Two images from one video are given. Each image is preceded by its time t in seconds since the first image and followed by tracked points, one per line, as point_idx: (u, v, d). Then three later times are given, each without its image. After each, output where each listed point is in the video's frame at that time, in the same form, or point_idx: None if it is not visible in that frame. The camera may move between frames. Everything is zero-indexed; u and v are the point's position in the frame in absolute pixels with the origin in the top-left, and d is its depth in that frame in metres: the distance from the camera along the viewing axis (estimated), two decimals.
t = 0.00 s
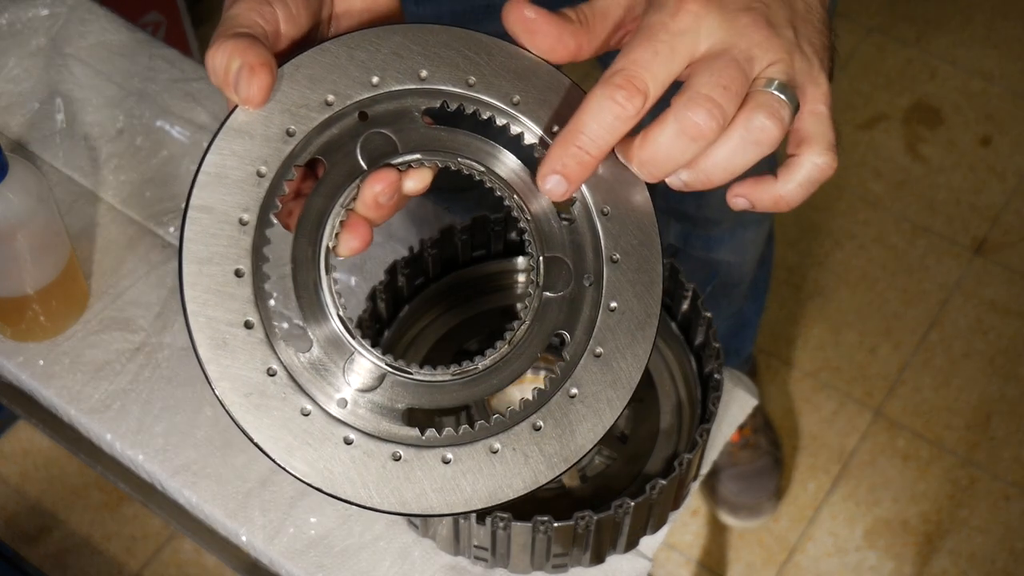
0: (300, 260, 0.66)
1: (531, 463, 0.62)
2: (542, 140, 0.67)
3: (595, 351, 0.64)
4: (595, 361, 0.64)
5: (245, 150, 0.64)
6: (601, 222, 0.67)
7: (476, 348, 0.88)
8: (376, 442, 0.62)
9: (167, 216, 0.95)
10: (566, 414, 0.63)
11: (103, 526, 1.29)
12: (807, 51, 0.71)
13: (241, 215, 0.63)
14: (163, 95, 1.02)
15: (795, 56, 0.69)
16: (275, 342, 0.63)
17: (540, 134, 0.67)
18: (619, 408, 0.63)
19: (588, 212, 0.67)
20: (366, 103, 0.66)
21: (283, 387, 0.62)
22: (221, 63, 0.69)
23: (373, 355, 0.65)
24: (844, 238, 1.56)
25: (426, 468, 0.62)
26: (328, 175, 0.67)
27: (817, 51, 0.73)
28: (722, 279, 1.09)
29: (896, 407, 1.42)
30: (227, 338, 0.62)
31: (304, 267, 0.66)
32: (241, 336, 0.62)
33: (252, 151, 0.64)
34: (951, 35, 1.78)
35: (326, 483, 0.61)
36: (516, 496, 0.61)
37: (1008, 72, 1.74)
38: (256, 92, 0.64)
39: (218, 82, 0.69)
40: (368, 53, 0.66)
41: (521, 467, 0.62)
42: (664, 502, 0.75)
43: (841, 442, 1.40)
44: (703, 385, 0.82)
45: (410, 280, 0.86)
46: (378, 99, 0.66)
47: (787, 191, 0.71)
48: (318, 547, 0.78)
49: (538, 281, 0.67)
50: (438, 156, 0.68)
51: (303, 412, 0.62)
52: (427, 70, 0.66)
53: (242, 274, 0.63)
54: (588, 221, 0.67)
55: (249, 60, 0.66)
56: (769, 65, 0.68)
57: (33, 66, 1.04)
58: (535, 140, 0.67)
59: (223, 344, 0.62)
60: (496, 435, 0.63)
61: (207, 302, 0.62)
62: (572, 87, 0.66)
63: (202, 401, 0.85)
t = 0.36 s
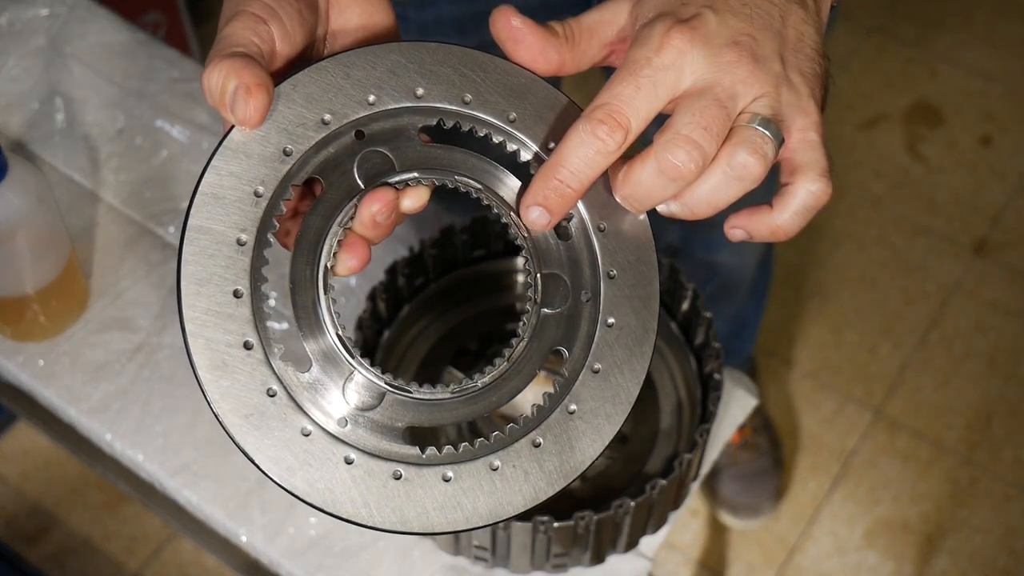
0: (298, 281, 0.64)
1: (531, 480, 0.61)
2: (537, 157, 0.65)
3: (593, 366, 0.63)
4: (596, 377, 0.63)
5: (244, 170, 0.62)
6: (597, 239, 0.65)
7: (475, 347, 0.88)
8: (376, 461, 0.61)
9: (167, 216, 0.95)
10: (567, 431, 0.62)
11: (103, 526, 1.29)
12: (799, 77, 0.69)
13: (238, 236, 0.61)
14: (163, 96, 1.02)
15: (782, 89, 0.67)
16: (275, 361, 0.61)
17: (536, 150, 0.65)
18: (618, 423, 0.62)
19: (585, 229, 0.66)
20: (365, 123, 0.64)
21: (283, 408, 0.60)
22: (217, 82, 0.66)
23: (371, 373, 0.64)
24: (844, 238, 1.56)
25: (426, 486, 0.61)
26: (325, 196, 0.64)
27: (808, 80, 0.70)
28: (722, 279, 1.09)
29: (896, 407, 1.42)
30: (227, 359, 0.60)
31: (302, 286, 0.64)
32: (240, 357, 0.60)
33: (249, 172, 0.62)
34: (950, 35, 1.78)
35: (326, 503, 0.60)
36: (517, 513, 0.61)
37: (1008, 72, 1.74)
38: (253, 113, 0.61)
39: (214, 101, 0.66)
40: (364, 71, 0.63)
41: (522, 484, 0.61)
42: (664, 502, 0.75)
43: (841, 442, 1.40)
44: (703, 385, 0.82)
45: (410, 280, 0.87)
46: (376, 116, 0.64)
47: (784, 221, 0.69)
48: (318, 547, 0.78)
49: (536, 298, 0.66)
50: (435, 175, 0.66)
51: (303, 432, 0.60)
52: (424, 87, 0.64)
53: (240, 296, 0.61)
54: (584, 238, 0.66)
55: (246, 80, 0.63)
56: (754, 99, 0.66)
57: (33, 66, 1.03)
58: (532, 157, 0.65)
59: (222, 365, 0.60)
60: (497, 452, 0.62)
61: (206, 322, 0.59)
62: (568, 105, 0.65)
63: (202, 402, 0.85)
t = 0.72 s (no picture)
0: (307, 287, 0.64)
1: (541, 486, 0.61)
2: (544, 160, 0.65)
3: (603, 370, 0.63)
4: (604, 382, 0.63)
5: (252, 175, 0.61)
6: (606, 243, 0.65)
7: (475, 348, 0.88)
8: (387, 468, 0.61)
9: (167, 215, 0.95)
10: (577, 436, 0.62)
11: (102, 525, 1.29)
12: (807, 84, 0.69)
13: (247, 242, 0.61)
14: (163, 96, 1.02)
15: (789, 100, 0.66)
16: (285, 368, 0.61)
17: (543, 154, 0.65)
18: (628, 429, 0.62)
19: (594, 233, 0.66)
20: (374, 128, 0.64)
21: (293, 415, 0.60)
22: (225, 87, 0.65)
23: (381, 379, 0.64)
24: (845, 238, 1.56)
25: (437, 493, 0.61)
26: (334, 202, 0.64)
27: (816, 90, 0.69)
28: (722, 279, 1.09)
29: (896, 407, 1.42)
30: (236, 366, 0.60)
31: (311, 292, 0.64)
32: (250, 364, 0.60)
33: (257, 177, 0.61)
34: (950, 35, 1.78)
35: (338, 509, 0.59)
36: (527, 519, 0.61)
37: (1008, 72, 1.74)
38: (262, 118, 0.61)
39: (224, 107, 0.66)
40: (373, 76, 0.63)
41: (533, 490, 0.61)
42: (664, 502, 0.75)
43: (841, 442, 1.40)
44: (703, 385, 0.82)
45: (410, 280, 0.87)
46: (385, 122, 0.64)
47: (796, 231, 0.68)
48: (317, 547, 0.78)
49: (545, 303, 0.66)
50: (442, 179, 0.66)
51: (313, 438, 0.60)
52: (432, 92, 0.64)
53: (249, 302, 0.60)
54: (594, 243, 0.66)
55: (254, 84, 0.63)
56: (761, 109, 0.65)
57: (33, 65, 1.03)
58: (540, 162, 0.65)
59: (232, 373, 0.59)
60: (507, 458, 0.62)
61: (215, 329, 0.59)
62: (575, 108, 0.65)
63: (202, 402, 0.85)
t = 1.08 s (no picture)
0: (307, 281, 0.64)
1: (541, 478, 0.61)
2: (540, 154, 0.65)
3: (602, 364, 0.63)
4: (602, 374, 0.63)
5: (250, 172, 0.61)
6: (603, 238, 0.65)
7: (474, 347, 0.89)
8: (388, 461, 0.61)
9: (167, 215, 0.95)
10: (575, 429, 0.62)
11: (103, 525, 1.29)
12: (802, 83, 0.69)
13: (247, 237, 0.60)
14: (163, 96, 1.02)
15: (783, 101, 0.67)
16: (286, 362, 0.61)
17: (539, 149, 0.65)
18: (627, 420, 0.62)
19: (591, 229, 0.66)
20: (372, 124, 0.64)
21: (294, 409, 0.60)
22: (224, 85, 0.66)
23: (381, 373, 0.63)
24: (845, 238, 1.56)
25: (438, 485, 0.61)
26: (333, 197, 0.64)
27: (813, 90, 0.69)
28: (722, 279, 1.09)
29: (896, 407, 1.42)
30: (237, 360, 0.59)
31: (311, 287, 0.64)
32: (251, 358, 0.60)
33: (256, 174, 0.61)
34: (950, 35, 1.78)
35: (340, 503, 0.59)
36: (528, 511, 0.61)
37: (1009, 72, 1.74)
38: (261, 115, 0.61)
39: (224, 104, 0.66)
40: (371, 73, 0.63)
41: (533, 482, 0.61)
42: (664, 502, 0.75)
43: (841, 442, 1.40)
44: (703, 385, 0.82)
45: (410, 280, 0.87)
46: (382, 118, 0.64)
47: (790, 232, 0.68)
48: (318, 547, 0.78)
49: (543, 297, 0.65)
50: (440, 174, 0.66)
51: (314, 432, 0.60)
52: (429, 89, 0.64)
53: (250, 297, 0.60)
54: (591, 237, 0.66)
55: (254, 82, 0.63)
56: (754, 111, 0.66)
57: (33, 65, 1.03)
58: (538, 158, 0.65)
59: (233, 367, 0.59)
60: (507, 451, 0.62)
61: (216, 324, 0.59)
62: (569, 104, 0.66)
63: (202, 401, 0.85)
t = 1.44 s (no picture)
0: (315, 274, 0.63)
1: (550, 469, 0.61)
2: (549, 150, 0.66)
3: (609, 354, 0.63)
4: (609, 365, 0.63)
5: (258, 166, 0.61)
6: (609, 229, 0.65)
7: (475, 348, 0.89)
8: (397, 452, 0.61)
9: (167, 216, 0.95)
10: (583, 420, 0.62)
11: (103, 526, 1.29)
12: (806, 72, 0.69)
13: (256, 231, 0.60)
14: (163, 96, 1.02)
15: (787, 91, 0.67)
16: (295, 355, 0.61)
17: (547, 143, 0.65)
18: (634, 411, 0.62)
19: (597, 221, 0.66)
20: (377, 118, 0.64)
21: (303, 401, 0.60)
22: (230, 81, 0.65)
23: (391, 364, 0.63)
24: (845, 238, 1.56)
25: (447, 476, 0.61)
26: (340, 191, 0.64)
27: (816, 82, 0.69)
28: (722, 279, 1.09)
29: (896, 408, 1.42)
30: (246, 353, 0.59)
31: (319, 281, 0.63)
32: (260, 351, 0.59)
33: (264, 168, 0.61)
34: (950, 35, 1.78)
35: (349, 494, 0.59)
36: (537, 501, 0.61)
37: (1008, 72, 1.74)
38: (269, 109, 0.61)
39: (229, 103, 0.66)
40: (376, 67, 0.63)
41: (542, 473, 0.61)
42: (664, 502, 0.75)
43: (841, 442, 1.40)
44: (703, 385, 0.82)
45: (410, 280, 0.86)
46: (389, 111, 0.64)
47: (797, 221, 0.68)
48: (318, 547, 0.78)
49: (551, 288, 0.65)
50: (445, 165, 0.65)
51: (324, 423, 0.60)
52: (434, 82, 0.64)
53: (258, 290, 0.60)
54: (598, 230, 0.66)
55: (260, 76, 0.63)
56: (760, 102, 0.66)
57: (33, 65, 1.03)
58: (544, 149, 0.66)
59: (242, 359, 0.59)
60: (516, 441, 0.62)
61: (225, 317, 0.59)
62: (579, 98, 0.66)
63: (202, 401, 0.85)
